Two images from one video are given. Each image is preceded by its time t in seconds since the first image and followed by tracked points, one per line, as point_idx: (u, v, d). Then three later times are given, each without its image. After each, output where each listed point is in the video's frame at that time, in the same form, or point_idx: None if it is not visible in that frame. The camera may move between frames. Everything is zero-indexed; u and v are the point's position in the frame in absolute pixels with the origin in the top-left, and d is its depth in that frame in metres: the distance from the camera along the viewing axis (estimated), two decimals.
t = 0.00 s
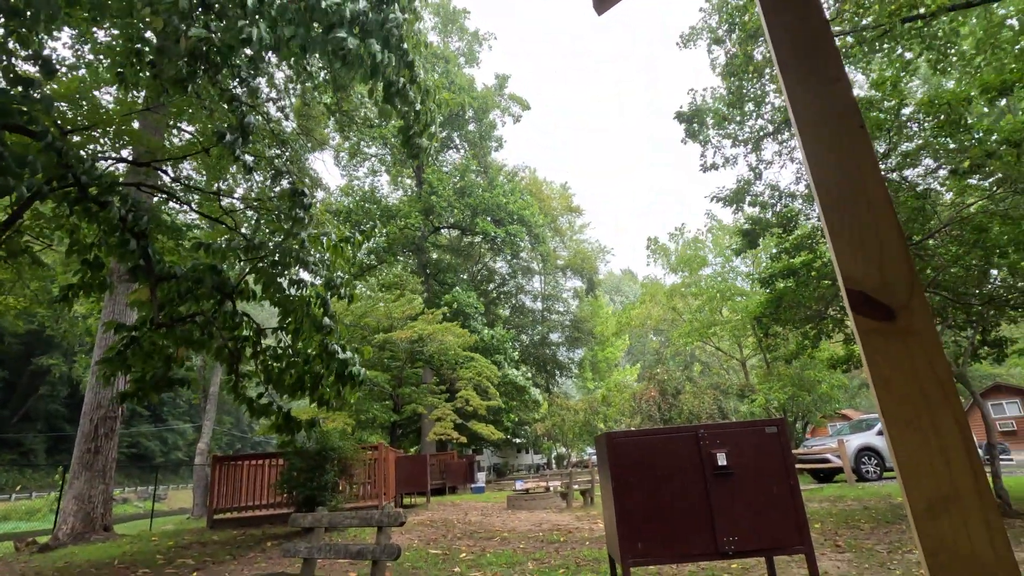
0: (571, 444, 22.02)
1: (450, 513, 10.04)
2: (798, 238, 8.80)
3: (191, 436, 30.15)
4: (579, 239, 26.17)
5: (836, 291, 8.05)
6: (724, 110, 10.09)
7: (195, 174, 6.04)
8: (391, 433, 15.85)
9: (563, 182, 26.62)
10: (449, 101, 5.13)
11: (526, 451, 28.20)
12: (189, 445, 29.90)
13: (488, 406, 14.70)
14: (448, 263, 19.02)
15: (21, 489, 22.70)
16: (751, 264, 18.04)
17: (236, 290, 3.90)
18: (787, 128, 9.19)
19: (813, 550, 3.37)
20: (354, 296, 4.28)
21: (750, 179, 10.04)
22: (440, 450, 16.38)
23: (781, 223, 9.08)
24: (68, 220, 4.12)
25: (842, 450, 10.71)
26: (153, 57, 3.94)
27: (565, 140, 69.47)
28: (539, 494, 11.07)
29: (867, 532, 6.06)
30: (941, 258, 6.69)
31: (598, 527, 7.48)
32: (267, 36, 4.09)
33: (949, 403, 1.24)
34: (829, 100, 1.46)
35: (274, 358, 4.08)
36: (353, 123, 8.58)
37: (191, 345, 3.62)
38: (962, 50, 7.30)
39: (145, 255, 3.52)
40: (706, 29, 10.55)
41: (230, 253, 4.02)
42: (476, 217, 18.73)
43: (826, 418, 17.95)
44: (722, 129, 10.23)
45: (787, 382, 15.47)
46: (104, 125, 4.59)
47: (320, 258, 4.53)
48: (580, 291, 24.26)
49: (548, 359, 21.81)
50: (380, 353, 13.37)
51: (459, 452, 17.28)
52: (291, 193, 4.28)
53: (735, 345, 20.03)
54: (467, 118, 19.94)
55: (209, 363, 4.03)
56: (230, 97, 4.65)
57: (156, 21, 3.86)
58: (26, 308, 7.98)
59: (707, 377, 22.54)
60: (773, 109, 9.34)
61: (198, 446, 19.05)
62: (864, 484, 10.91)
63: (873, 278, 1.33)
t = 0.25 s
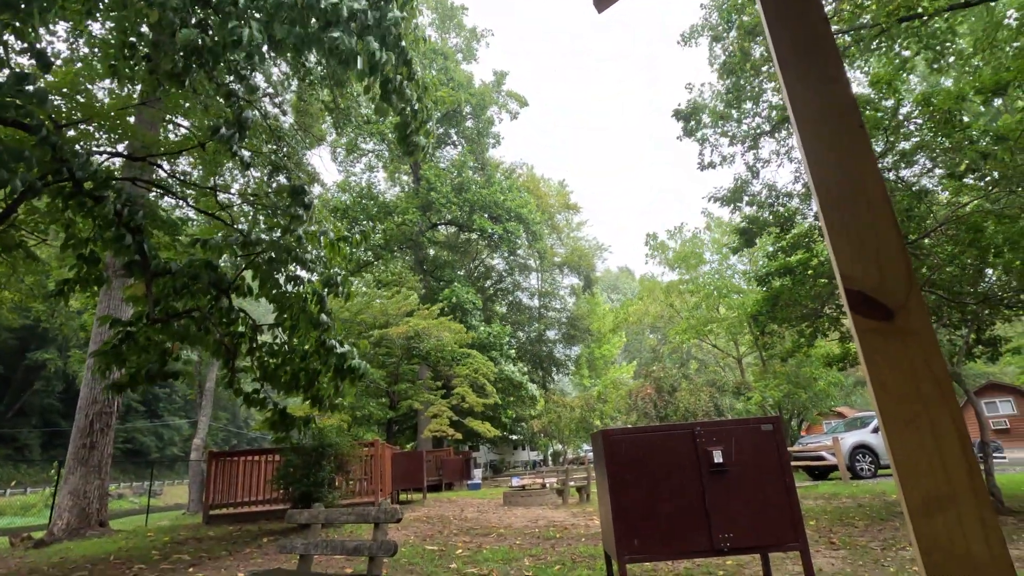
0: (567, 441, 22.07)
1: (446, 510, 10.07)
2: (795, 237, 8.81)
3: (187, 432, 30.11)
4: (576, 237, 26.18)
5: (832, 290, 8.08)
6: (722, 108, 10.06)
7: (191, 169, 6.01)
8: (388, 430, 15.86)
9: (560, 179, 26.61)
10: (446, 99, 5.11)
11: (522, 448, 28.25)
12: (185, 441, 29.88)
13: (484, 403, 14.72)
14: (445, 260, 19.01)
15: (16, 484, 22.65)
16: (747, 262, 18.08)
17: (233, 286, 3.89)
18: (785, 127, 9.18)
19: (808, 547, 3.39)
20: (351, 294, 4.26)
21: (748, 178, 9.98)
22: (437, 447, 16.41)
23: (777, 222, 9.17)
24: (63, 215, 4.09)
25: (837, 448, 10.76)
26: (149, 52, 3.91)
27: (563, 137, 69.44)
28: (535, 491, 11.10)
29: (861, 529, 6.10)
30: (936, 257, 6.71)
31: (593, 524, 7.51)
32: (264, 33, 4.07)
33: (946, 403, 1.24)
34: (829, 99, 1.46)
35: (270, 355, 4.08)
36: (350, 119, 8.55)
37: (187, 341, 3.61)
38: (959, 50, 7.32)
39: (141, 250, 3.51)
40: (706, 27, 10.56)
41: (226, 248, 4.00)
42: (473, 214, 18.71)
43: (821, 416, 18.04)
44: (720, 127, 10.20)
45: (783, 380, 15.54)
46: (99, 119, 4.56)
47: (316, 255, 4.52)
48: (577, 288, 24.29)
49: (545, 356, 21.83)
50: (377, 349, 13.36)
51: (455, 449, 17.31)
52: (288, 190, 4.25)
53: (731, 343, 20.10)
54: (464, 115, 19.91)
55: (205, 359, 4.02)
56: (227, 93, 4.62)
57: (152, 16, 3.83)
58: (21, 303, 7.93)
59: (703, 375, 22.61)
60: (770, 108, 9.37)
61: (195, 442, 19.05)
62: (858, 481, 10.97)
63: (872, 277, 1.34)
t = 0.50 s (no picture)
0: (564, 437, 22.11)
1: (443, 505, 10.09)
2: (792, 235, 8.82)
3: (184, 427, 30.07)
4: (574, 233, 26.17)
5: (829, 287, 8.10)
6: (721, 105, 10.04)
7: (187, 164, 5.99)
8: (385, 425, 15.87)
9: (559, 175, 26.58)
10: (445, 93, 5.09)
11: (519, 444, 28.29)
12: (181, 436, 29.84)
13: (481, 399, 14.73)
14: (443, 256, 18.99)
15: (12, 479, 22.60)
16: (745, 260, 18.10)
17: (230, 282, 3.88)
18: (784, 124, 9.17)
19: (803, 543, 3.41)
20: (349, 291, 4.26)
21: (746, 176, 9.96)
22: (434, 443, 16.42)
23: (775, 220, 9.19)
24: (58, 209, 4.07)
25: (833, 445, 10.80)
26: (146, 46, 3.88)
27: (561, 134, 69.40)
28: (532, 487, 11.13)
29: (856, 525, 6.14)
30: (933, 255, 6.73)
31: (590, 520, 7.54)
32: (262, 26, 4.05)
33: (947, 401, 1.25)
34: (831, 97, 1.46)
35: (267, 351, 4.08)
36: (348, 115, 8.51)
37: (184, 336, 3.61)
38: (958, 47, 7.32)
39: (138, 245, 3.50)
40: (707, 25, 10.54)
41: (224, 244, 3.99)
42: (471, 210, 18.69)
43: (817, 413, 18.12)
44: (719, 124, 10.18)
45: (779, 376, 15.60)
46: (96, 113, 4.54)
47: (314, 251, 4.51)
48: (574, 285, 24.29)
49: (542, 353, 21.84)
50: (374, 345, 13.36)
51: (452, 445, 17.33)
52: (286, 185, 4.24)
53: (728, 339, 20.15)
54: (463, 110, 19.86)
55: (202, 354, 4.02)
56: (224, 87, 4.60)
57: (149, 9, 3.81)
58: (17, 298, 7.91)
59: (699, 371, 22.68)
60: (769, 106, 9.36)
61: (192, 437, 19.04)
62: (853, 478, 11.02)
63: (871, 274, 1.35)
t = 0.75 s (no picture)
0: (562, 434, 22.15)
1: (442, 501, 10.11)
2: (792, 232, 8.83)
3: (182, 423, 30.06)
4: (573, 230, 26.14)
5: (828, 284, 8.11)
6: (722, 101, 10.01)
7: (186, 160, 5.98)
8: (384, 422, 15.88)
9: (558, 172, 26.56)
10: (445, 88, 5.07)
11: (518, 440, 28.33)
12: (180, 432, 29.83)
13: (480, 395, 14.75)
14: (442, 252, 18.98)
15: (11, 474, 22.60)
16: (744, 257, 18.10)
17: (228, 278, 3.87)
18: (784, 121, 9.16)
19: (801, 539, 3.42)
20: (348, 287, 4.26)
21: (746, 172, 9.95)
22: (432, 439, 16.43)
23: (774, 217, 9.19)
24: (57, 204, 4.06)
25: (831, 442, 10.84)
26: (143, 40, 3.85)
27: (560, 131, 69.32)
28: (531, 483, 11.17)
29: (853, 521, 6.16)
30: (932, 253, 6.75)
31: (588, 516, 7.57)
32: (261, 20, 4.02)
33: (950, 399, 1.25)
34: (833, 94, 1.47)
35: (266, 348, 4.08)
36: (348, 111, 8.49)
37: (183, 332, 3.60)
38: (957, 44, 7.32)
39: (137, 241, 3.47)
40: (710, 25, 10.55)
41: (223, 240, 3.98)
42: (471, 206, 18.66)
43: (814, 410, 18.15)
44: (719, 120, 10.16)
45: (777, 373, 15.63)
46: (94, 109, 4.52)
47: (314, 247, 4.50)
48: (573, 281, 24.31)
49: (541, 350, 21.87)
50: (373, 341, 13.35)
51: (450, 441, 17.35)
52: (285, 181, 4.22)
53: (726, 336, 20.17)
54: (462, 106, 19.84)
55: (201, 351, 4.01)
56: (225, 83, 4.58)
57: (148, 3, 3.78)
58: (15, 293, 7.89)
59: (698, 368, 22.72)
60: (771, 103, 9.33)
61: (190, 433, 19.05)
62: (851, 475, 11.04)
63: (875, 270, 1.35)
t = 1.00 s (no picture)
0: (562, 430, 22.20)
1: (441, 497, 10.13)
2: (792, 229, 8.83)
3: (183, 418, 30.12)
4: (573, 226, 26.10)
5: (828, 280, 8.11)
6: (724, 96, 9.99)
7: (186, 156, 5.97)
8: (384, 417, 15.91)
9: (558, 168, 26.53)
10: (446, 82, 5.05)
11: (517, 436, 28.38)
12: (180, 427, 29.88)
13: (480, 391, 14.77)
14: (442, 248, 18.97)
15: (11, 470, 22.67)
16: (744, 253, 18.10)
17: (229, 274, 3.87)
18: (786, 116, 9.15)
19: (800, 535, 3.43)
20: (348, 283, 4.25)
21: (747, 168, 9.94)
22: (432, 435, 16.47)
23: (775, 213, 9.19)
24: (57, 200, 4.06)
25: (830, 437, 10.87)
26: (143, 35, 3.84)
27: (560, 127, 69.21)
28: (531, 478, 11.20)
29: (852, 517, 6.18)
30: (932, 249, 6.74)
31: (588, 511, 7.58)
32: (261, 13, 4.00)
33: (952, 394, 1.26)
34: (838, 90, 1.46)
35: (266, 344, 4.08)
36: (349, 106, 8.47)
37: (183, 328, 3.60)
38: (959, 39, 7.29)
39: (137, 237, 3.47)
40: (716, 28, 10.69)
41: (224, 236, 3.97)
42: (471, 202, 18.63)
43: (814, 406, 18.18)
44: (720, 115, 10.15)
45: (776, 369, 15.66)
46: (93, 104, 4.51)
47: (314, 243, 4.49)
48: (573, 278, 24.32)
49: (541, 346, 21.90)
50: (373, 337, 13.36)
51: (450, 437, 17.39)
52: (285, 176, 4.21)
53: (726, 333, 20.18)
54: (461, 102, 19.79)
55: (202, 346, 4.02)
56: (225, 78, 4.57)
57: None
58: (15, 288, 7.89)
59: (697, 364, 22.76)
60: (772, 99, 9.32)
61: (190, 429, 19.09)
62: (850, 471, 11.07)
63: (878, 266, 1.35)
